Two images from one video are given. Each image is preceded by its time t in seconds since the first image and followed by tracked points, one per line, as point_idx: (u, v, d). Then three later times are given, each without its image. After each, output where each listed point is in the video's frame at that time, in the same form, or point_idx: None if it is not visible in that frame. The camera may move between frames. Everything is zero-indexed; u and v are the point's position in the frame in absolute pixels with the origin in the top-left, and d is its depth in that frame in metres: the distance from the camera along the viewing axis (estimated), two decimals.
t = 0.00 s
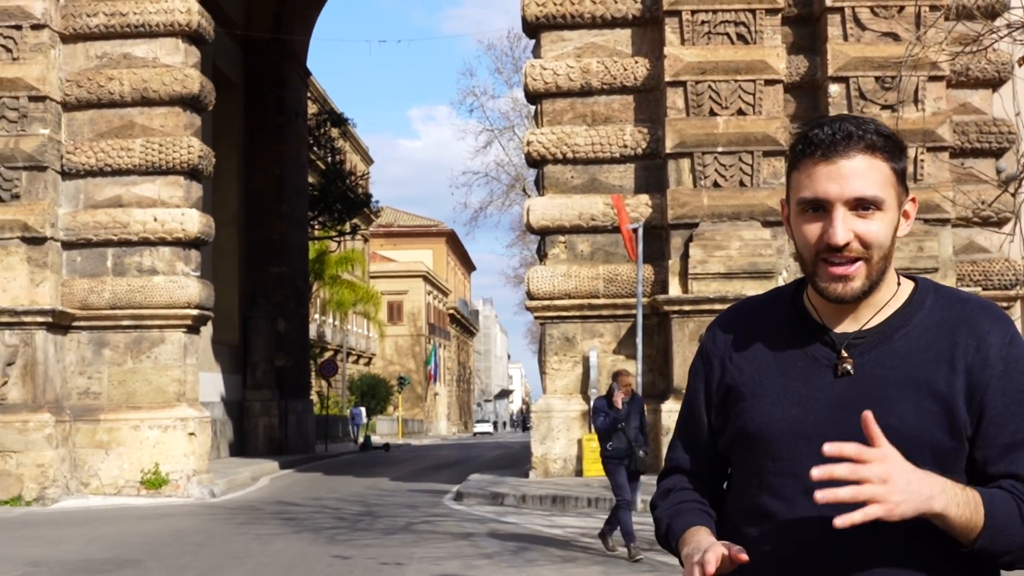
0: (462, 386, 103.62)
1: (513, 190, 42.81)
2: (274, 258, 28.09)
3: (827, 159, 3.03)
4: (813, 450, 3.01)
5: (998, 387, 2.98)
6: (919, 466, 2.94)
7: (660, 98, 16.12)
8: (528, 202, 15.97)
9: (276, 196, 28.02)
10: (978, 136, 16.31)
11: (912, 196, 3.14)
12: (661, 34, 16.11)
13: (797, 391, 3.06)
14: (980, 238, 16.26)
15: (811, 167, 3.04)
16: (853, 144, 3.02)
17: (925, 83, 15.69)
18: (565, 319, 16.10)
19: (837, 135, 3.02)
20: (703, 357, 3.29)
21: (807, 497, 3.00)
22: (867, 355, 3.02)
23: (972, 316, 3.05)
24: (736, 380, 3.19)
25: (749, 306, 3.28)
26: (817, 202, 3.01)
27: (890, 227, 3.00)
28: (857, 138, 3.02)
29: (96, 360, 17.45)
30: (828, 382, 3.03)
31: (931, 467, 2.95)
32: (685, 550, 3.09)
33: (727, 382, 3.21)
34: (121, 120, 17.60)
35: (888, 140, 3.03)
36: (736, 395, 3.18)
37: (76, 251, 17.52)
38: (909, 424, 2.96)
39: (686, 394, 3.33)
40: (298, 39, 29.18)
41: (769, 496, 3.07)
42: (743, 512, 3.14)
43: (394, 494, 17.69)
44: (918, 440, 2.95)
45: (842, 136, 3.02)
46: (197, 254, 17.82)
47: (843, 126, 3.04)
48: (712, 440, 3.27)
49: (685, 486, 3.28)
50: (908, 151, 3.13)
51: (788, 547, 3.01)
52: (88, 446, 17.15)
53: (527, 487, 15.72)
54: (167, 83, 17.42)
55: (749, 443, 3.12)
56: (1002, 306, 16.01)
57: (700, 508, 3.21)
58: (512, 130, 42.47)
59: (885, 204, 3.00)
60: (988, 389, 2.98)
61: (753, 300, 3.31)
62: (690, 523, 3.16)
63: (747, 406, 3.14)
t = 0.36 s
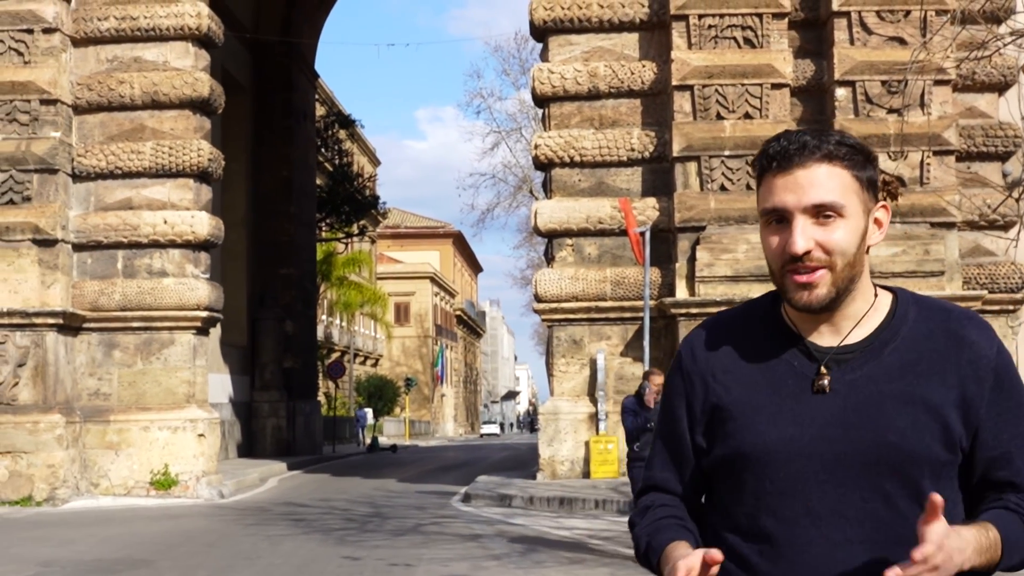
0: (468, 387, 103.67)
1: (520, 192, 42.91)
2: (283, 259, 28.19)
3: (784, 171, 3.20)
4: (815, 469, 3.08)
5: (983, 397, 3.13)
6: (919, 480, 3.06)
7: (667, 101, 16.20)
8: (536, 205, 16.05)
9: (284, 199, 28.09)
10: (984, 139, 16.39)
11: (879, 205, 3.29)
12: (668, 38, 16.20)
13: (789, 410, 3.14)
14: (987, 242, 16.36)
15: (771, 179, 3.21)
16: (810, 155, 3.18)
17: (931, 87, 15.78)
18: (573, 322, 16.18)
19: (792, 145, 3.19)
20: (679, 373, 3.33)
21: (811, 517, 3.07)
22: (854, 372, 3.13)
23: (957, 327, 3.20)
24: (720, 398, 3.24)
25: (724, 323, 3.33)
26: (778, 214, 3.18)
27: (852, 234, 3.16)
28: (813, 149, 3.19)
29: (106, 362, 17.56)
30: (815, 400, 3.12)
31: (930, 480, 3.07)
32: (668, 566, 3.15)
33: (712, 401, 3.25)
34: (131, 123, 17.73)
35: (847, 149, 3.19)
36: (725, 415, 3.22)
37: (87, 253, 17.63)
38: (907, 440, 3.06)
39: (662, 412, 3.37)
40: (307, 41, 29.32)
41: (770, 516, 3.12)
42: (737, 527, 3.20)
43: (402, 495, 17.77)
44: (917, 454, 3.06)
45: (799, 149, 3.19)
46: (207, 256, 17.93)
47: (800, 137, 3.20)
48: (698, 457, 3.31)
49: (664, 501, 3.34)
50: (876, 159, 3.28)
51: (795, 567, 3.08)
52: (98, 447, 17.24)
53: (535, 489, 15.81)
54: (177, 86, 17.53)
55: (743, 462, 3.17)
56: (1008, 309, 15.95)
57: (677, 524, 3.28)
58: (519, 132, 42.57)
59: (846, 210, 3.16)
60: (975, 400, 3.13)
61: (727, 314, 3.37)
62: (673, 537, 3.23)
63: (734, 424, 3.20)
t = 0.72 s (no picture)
0: (473, 384, 103.86)
1: (525, 189, 43.02)
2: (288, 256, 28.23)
3: (739, 162, 3.08)
4: (782, 470, 2.97)
5: (947, 385, 3.07)
6: (889, 476, 2.97)
7: (672, 100, 16.29)
8: (542, 203, 16.13)
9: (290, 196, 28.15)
10: (989, 138, 16.43)
11: (834, 195, 3.20)
12: (673, 37, 16.29)
13: (751, 410, 3.02)
14: (991, 240, 16.43)
15: (725, 171, 3.09)
16: (765, 145, 3.08)
17: (935, 87, 15.83)
18: (578, 320, 16.28)
19: (749, 135, 3.07)
20: (628, 375, 3.18)
21: (782, 520, 2.96)
22: (815, 368, 3.04)
23: (914, 315, 3.13)
24: (675, 399, 3.10)
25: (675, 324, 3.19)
26: (732, 207, 3.07)
27: (808, 228, 3.07)
28: (768, 139, 3.08)
29: (114, 358, 17.68)
30: (776, 400, 3.02)
31: (898, 475, 2.98)
32: None
33: (666, 403, 3.12)
34: (139, 121, 17.81)
35: (802, 138, 3.09)
36: (682, 417, 3.09)
37: (95, 251, 17.72)
38: (875, 435, 2.98)
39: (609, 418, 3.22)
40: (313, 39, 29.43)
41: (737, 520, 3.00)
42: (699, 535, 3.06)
43: (408, 491, 17.87)
44: (886, 449, 2.97)
45: (754, 139, 3.08)
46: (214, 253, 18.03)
47: (755, 126, 3.09)
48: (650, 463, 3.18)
49: (614, 516, 3.18)
50: (831, 149, 3.19)
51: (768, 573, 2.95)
52: (107, 443, 17.35)
53: (540, 486, 15.90)
54: (184, 84, 17.63)
55: (704, 466, 3.04)
56: (1012, 307, 16.07)
57: (629, 545, 3.09)
58: (524, 129, 42.67)
59: (802, 204, 3.07)
60: (940, 390, 3.06)
61: (676, 313, 3.23)
62: (629, 555, 3.06)
63: (692, 425, 3.07)
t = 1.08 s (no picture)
0: (476, 376, 103.95)
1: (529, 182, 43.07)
2: (292, 250, 28.35)
3: (714, 132, 3.09)
4: (737, 448, 2.98)
5: (896, 363, 3.09)
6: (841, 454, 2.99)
7: (674, 93, 16.38)
8: (544, 196, 16.19)
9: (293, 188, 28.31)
10: (990, 131, 16.46)
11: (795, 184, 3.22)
12: (675, 30, 16.38)
13: (704, 389, 3.02)
14: (991, 233, 16.52)
15: (699, 140, 3.09)
16: (740, 119, 3.09)
17: (936, 80, 15.81)
18: (580, 311, 16.36)
19: (726, 108, 3.08)
20: (577, 356, 3.15)
21: (737, 499, 2.96)
22: (767, 347, 3.05)
23: (862, 295, 3.15)
24: (627, 380, 3.09)
25: (627, 307, 3.18)
26: (705, 174, 3.07)
27: (774, 204, 3.07)
28: (743, 115, 3.09)
29: (118, 350, 17.76)
30: (730, 377, 3.02)
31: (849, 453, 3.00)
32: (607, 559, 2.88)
33: (619, 383, 3.10)
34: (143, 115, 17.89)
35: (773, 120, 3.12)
36: (634, 399, 3.08)
37: (99, 243, 17.80)
38: (827, 413, 3.00)
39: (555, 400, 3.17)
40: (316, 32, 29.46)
41: (693, 500, 2.99)
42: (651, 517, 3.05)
43: (411, 482, 17.97)
44: (837, 427, 2.99)
45: (732, 112, 3.09)
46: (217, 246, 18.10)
47: (733, 101, 3.10)
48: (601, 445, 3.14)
49: (554, 482, 3.04)
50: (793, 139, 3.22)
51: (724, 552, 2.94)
52: (111, 435, 17.44)
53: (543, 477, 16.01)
54: (187, 78, 17.73)
55: (658, 446, 3.03)
56: (1011, 300, 16.21)
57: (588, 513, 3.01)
58: (527, 122, 42.71)
59: (771, 178, 3.08)
60: (889, 367, 3.08)
61: (631, 296, 3.22)
62: (588, 520, 2.96)
63: (646, 406, 3.06)
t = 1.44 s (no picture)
0: (473, 370, 103.98)
1: (525, 176, 43.11)
2: (289, 244, 28.48)
3: (723, 125, 3.17)
4: (725, 447, 3.06)
5: (891, 368, 3.14)
6: (828, 457, 3.06)
7: (670, 88, 16.40)
8: (541, 190, 16.26)
9: (289, 182, 28.31)
10: (985, 126, 16.58)
11: (801, 182, 3.30)
12: (671, 25, 16.42)
13: (696, 387, 3.10)
14: (986, 227, 16.49)
15: (707, 133, 3.17)
16: (748, 115, 3.17)
17: (931, 74, 15.91)
18: (576, 306, 16.37)
19: (734, 104, 3.17)
20: (586, 350, 3.26)
21: (722, 496, 3.05)
22: (762, 348, 3.12)
23: (862, 297, 3.21)
24: (625, 376, 3.19)
25: (631, 298, 3.28)
26: (712, 168, 3.14)
27: (779, 201, 3.14)
28: (753, 111, 3.18)
29: (117, 345, 17.83)
30: (722, 375, 3.10)
31: (839, 454, 3.07)
32: (620, 545, 2.96)
33: (618, 377, 3.20)
34: (141, 109, 17.94)
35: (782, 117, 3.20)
36: (631, 394, 3.17)
37: (97, 238, 17.85)
38: (815, 416, 3.06)
39: (564, 393, 3.29)
40: (312, 26, 29.51)
41: (681, 498, 3.08)
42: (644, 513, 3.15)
43: (408, 476, 18.03)
44: (825, 429, 3.06)
45: (742, 106, 3.17)
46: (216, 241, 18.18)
47: (740, 97, 3.18)
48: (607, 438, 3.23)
49: (580, 486, 3.16)
50: (802, 138, 3.29)
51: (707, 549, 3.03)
52: (110, 429, 17.50)
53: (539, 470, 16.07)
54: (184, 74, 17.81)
55: (651, 442, 3.13)
56: (1006, 293, 16.32)
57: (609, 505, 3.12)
58: (524, 116, 42.74)
59: (778, 175, 3.15)
60: (883, 371, 3.14)
61: (635, 287, 3.32)
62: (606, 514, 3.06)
63: (641, 403, 3.15)
